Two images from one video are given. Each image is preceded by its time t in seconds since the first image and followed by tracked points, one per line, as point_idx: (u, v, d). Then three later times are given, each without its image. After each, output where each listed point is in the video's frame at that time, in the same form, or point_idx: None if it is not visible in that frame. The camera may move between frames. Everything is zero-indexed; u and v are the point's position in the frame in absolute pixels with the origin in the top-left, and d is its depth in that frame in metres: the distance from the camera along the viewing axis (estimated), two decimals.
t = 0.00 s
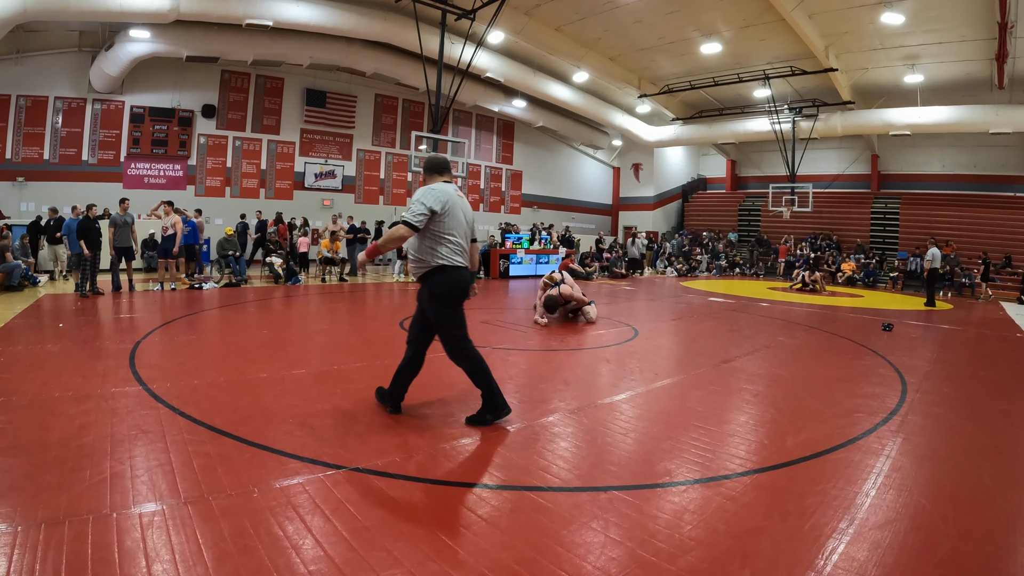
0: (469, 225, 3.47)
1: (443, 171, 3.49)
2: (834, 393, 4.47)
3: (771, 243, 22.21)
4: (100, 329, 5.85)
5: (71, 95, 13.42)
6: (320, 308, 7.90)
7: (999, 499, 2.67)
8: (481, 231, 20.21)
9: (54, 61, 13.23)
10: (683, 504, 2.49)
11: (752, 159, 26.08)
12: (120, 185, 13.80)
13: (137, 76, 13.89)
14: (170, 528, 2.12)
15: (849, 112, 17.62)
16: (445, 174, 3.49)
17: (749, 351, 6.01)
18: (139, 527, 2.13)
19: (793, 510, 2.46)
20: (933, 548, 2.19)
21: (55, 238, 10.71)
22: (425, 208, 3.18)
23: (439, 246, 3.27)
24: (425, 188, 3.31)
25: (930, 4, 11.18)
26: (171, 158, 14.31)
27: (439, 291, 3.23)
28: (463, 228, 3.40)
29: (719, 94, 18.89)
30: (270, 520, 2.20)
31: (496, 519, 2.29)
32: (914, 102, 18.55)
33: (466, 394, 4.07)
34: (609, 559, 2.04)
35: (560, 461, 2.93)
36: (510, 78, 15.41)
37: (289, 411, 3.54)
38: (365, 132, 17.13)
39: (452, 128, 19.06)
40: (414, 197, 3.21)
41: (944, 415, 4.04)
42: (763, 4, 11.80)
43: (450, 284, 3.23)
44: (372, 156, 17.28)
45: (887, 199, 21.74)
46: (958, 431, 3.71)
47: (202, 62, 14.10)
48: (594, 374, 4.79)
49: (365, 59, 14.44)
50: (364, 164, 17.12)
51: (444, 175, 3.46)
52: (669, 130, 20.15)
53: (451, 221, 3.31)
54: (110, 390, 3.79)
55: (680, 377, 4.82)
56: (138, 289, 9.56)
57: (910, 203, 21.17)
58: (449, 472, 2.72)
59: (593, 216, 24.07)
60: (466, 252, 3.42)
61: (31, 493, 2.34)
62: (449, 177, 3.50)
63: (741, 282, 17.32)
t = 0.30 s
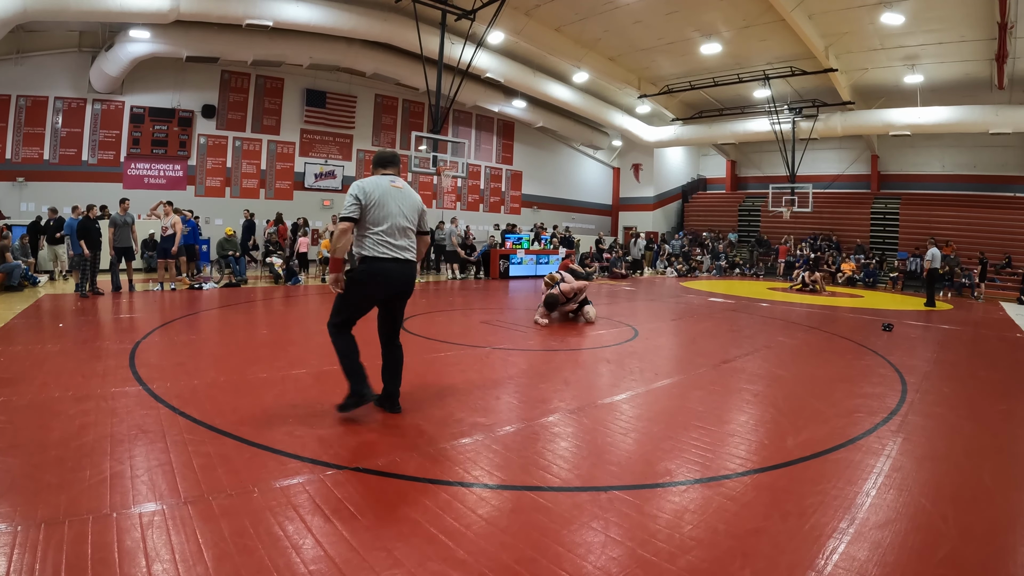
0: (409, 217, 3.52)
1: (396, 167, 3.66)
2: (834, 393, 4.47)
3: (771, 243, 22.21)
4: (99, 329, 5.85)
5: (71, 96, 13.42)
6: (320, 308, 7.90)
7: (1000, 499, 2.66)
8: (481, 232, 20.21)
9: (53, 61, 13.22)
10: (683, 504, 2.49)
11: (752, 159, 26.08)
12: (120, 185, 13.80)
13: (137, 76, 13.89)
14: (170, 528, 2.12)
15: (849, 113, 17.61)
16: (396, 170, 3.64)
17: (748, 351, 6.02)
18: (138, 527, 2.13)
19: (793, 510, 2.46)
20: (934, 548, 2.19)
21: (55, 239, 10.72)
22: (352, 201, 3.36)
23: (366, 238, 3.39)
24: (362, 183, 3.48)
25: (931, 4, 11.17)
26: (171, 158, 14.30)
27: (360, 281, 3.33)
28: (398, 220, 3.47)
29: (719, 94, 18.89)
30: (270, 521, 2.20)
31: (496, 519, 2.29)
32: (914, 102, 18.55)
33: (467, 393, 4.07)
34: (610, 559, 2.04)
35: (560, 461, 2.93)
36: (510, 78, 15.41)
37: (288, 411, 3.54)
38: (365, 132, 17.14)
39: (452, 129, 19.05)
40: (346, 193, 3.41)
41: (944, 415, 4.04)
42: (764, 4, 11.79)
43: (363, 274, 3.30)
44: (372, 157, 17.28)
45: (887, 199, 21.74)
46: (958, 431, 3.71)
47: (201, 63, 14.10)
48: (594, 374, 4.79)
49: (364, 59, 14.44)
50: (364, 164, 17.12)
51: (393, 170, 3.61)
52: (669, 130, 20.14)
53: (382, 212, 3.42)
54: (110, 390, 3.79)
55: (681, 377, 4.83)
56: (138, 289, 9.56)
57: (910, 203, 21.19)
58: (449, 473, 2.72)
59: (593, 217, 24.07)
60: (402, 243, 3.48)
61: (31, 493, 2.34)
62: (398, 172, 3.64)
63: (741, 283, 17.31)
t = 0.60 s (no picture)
0: (331, 218, 3.42)
1: (337, 167, 3.62)
2: (834, 394, 4.48)
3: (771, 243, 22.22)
4: (99, 329, 5.86)
5: (71, 96, 13.42)
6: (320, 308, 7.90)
7: (999, 500, 2.67)
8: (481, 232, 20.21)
9: (53, 61, 13.22)
10: (684, 504, 2.50)
11: (752, 159, 26.08)
12: (120, 185, 13.80)
13: (137, 76, 13.89)
14: (170, 529, 2.12)
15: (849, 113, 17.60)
16: (336, 171, 3.60)
17: (748, 352, 6.02)
18: (140, 527, 2.13)
19: (793, 511, 2.46)
20: (933, 549, 2.20)
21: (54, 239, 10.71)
22: (283, 213, 3.52)
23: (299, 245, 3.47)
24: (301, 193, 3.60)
25: (931, 4, 11.16)
26: (171, 159, 14.31)
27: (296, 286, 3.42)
28: (322, 220, 3.42)
29: (719, 95, 18.89)
30: (271, 522, 2.20)
31: (496, 520, 2.29)
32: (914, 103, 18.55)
33: (467, 394, 4.08)
34: (610, 560, 2.04)
35: (560, 461, 2.93)
36: (510, 79, 15.41)
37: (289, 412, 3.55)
38: (365, 133, 17.14)
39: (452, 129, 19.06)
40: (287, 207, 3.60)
41: (944, 416, 4.05)
42: (764, 5, 11.79)
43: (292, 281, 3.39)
44: (372, 157, 17.28)
45: (886, 199, 21.74)
46: (958, 432, 3.71)
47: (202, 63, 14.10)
48: (594, 375, 4.79)
49: (364, 60, 14.45)
50: (364, 164, 17.13)
51: (331, 172, 3.58)
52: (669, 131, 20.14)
53: (303, 218, 3.43)
54: (111, 390, 3.80)
55: (680, 378, 4.84)
56: (138, 290, 9.56)
57: (909, 204, 21.22)
58: (449, 473, 2.72)
59: (593, 217, 24.09)
60: (324, 246, 3.40)
61: (32, 493, 2.34)
62: (336, 172, 3.58)
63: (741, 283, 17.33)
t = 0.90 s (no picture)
0: (267, 210, 3.27)
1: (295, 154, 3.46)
2: (834, 394, 4.49)
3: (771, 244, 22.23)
4: (99, 329, 5.87)
5: (71, 96, 13.41)
6: (320, 308, 7.91)
7: (1001, 501, 2.67)
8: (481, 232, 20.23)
9: (53, 61, 13.21)
10: (684, 505, 2.50)
11: (752, 160, 26.08)
12: (120, 185, 13.79)
13: (137, 76, 13.89)
14: (171, 529, 2.12)
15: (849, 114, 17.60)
16: (291, 159, 3.44)
17: (748, 352, 6.02)
18: (141, 527, 2.14)
19: (793, 512, 2.46)
20: (933, 549, 2.20)
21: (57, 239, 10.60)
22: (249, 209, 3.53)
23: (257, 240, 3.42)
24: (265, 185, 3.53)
25: (932, 5, 11.15)
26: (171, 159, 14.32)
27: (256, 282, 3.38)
28: (263, 212, 3.29)
29: (719, 95, 18.90)
30: (273, 522, 2.20)
31: (497, 521, 2.30)
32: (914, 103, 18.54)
33: (467, 394, 4.08)
34: (610, 560, 2.04)
35: (561, 462, 2.93)
36: (510, 79, 15.41)
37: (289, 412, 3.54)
38: (365, 133, 17.14)
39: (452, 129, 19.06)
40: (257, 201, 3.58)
41: (944, 416, 4.05)
42: (764, 5, 11.78)
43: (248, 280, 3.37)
44: (372, 157, 17.28)
45: (886, 200, 21.75)
46: (958, 432, 3.72)
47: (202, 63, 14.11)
48: (595, 375, 4.80)
49: (365, 60, 14.45)
50: (364, 164, 17.13)
51: (285, 160, 3.43)
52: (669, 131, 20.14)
53: (252, 212, 3.38)
54: (111, 390, 3.80)
55: (681, 378, 4.84)
56: (137, 290, 9.54)
57: (909, 204, 21.24)
58: (450, 474, 2.72)
59: (593, 217, 24.10)
60: (265, 240, 3.26)
61: (32, 494, 2.34)
62: (288, 160, 3.42)
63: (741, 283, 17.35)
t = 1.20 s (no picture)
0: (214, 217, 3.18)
1: (254, 156, 3.29)
2: (835, 394, 4.49)
3: (771, 244, 22.24)
4: (99, 329, 5.86)
5: (71, 96, 13.41)
6: (320, 309, 7.91)
7: (1002, 501, 2.67)
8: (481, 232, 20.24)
9: (52, 61, 13.20)
10: (685, 506, 2.50)
11: (752, 160, 26.09)
12: (120, 185, 13.79)
13: (137, 75, 13.89)
14: (171, 530, 2.11)
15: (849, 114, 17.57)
16: (250, 161, 3.28)
17: (748, 352, 6.03)
18: (141, 528, 2.13)
19: (794, 513, 2.46)
20: (934, 550, 2.20)
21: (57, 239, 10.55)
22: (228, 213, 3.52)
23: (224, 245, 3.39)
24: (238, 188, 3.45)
25: (932, 5, 11.15)
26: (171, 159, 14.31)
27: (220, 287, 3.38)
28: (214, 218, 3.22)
29: (719, 95, 18.89)
30: (274, 522, 2.20)
31: (498, 522, 2.29)
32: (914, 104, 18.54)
33: (467, 395, 4.08)
34: (611, 562, 2.04)
35: (561, 463, 2.93)
36: (510, 79, 15.40)
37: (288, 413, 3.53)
38: (366, 133, 17.14)
39: (453, 129, 19.06)
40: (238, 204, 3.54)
41: (944, 417, 4.05)
42: (764, 5, 11.77)
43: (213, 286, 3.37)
44: (372, 157, 17.28)
45: (887, 200, 21.75)
46: (959, 433, 3.72)
47: (201, 63, 14.11)
48: (595, 376, 4.80)
49: (365, 60, 14.45)
50: (364, 164, 17.13)
51: (243, 162, 3.27)
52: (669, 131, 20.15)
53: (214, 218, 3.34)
54: (111, 390, 3.80)
55: (681, 379, 4.84)
56: (137, 290, 9.53)
57: (909, 204, 21.25)
58: (449, 475, 2.71)
59: (593, 217, 24.11)
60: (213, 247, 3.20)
61: (31, 495, 2.33)
62: (246, 163, 3.26)
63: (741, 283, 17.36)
